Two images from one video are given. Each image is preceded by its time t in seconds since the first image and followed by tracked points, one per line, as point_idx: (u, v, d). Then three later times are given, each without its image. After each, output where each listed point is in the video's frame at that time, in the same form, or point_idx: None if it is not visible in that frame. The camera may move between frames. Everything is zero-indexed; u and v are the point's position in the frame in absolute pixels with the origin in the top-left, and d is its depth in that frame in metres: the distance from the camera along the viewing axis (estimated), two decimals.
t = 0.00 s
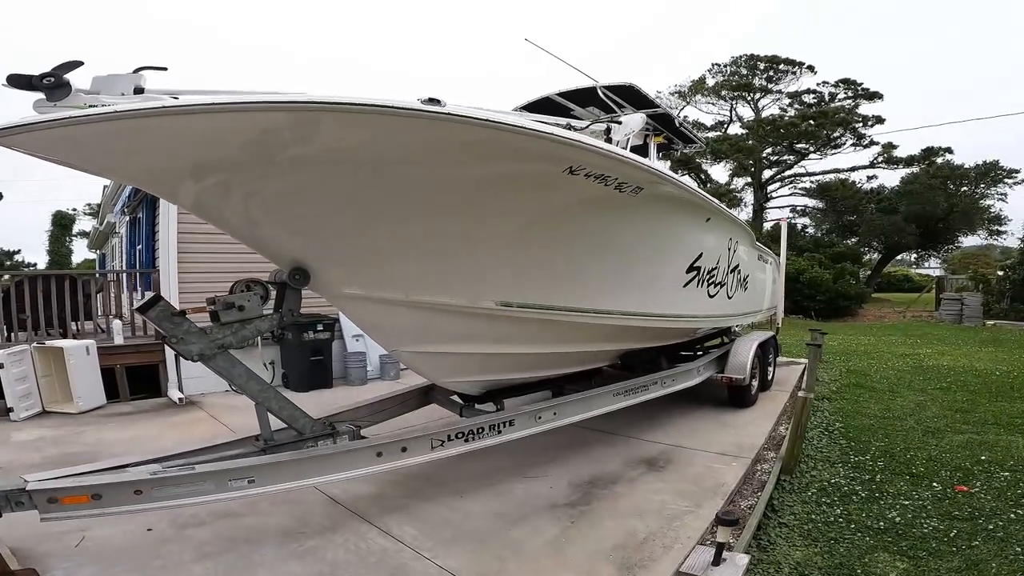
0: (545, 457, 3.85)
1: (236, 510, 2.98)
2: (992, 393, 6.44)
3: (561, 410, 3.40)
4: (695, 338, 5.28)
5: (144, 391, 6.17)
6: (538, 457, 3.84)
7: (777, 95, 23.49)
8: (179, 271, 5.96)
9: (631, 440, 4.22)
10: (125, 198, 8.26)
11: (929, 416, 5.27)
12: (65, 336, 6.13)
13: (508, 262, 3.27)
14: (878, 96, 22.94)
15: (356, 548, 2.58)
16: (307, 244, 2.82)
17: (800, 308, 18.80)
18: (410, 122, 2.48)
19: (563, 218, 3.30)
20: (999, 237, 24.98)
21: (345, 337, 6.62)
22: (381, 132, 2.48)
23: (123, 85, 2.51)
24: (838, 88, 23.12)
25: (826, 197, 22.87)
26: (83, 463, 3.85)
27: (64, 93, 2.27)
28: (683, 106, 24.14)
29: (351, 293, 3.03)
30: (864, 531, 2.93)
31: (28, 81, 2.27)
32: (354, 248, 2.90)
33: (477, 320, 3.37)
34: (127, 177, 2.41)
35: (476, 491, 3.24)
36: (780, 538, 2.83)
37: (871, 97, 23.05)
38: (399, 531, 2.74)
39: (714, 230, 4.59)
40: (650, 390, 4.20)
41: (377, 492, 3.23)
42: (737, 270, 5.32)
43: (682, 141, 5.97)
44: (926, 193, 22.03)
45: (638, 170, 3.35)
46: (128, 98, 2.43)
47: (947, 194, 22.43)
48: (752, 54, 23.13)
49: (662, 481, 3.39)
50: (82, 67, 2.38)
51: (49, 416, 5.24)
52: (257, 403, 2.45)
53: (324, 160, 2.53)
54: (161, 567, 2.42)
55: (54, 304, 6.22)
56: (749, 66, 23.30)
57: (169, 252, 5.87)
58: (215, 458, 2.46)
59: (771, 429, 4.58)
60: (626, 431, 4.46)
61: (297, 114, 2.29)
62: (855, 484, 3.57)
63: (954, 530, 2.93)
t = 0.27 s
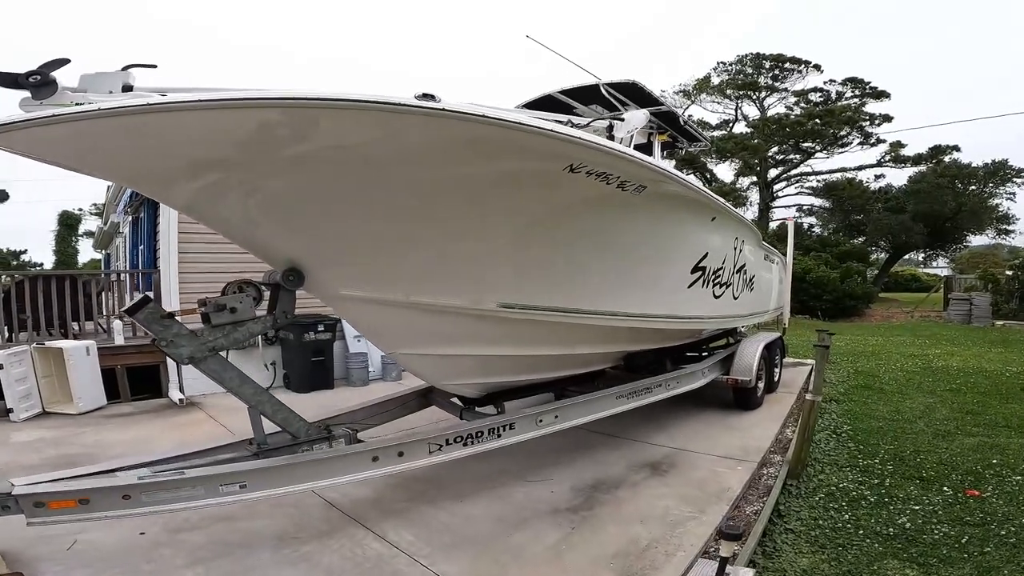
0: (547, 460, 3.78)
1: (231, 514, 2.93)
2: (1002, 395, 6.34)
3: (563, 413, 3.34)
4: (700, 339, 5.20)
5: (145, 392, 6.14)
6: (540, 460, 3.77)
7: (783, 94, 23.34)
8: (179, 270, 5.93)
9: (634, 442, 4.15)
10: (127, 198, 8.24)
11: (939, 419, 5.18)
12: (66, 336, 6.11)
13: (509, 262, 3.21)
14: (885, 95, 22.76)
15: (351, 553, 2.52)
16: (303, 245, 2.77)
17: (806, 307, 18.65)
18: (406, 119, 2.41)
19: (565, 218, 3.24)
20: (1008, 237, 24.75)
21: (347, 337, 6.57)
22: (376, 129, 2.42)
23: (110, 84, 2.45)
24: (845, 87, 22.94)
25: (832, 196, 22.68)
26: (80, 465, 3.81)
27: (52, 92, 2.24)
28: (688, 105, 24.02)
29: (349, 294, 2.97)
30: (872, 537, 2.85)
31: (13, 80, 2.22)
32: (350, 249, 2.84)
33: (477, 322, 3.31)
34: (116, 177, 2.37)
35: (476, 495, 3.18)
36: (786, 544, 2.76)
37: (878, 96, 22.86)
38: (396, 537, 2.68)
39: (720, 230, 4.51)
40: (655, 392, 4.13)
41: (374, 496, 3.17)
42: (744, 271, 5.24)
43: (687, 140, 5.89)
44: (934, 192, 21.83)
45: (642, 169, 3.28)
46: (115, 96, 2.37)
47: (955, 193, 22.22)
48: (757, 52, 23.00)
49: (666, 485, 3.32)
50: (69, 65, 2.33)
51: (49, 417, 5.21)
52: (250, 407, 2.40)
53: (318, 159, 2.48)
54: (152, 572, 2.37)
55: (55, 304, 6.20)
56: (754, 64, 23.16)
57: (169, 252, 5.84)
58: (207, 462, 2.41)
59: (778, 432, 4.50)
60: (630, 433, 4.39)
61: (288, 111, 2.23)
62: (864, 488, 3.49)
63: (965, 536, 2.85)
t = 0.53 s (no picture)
0: (542, 465, 3.72)
1: (218, 520, 2.88)
2: (1007, 397, 6.24)
3: (558, 418, 3.28)
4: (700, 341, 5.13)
5: (141, 393, 6.11)
6: (535, 465, 3.71)
7: (787, 93, 23.20)
8: (175, 271, 5.89)
9: (632, 446, 4.09)
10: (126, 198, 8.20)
11: (943, 422, 5.09)
12: (62, 337, 6.08)
13: (504, 265, 3.14)
14: (890, 94, 22.59)
15: (338, 562, 2.47)
16: (292, 248, 2.72)
17: (811, 307, 18.51)
18: (392, 119, 2.35)
19: (560, 219, 3.17)
20: (1014, 236, 24.55)
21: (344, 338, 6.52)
22: (362, 130, 2.36)
23: (85, 84, 2.40)
24: (850, 85, 22.78)
25: (837, 196, 22.51)
26: (70, 468, 3.77)
27: (24, 93, 2.21)
28: (691, 104, 23.90)
29: (339, 298, 2.91)
30: (874, 546, 2.78)
31: None
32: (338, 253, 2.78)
33: (472, 326, 3.25)
34: (97, 180, 2.32)
35: (468, 501, 3.12)
36: (784, 553, 2.69)
37: (883, 95, 22.69)
38: (384, 544, 2.62)
39: (721, 231, 4.44)
40: (653, 396, 4.06)
41: (365, 501, 3.12)
42: (745, 272, 5.17)
43: (687, 139, 5.82)
44: (940, 191, 21.65)
45: (638, 169, 3.20)
46: (88, 97, 2.32)
47: (961, 192, 22.05)
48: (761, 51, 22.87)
49: (662, 491, 3.26)
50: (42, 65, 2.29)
51: (43, 419, 5.18)
52: (234, 413, 2.35)
53: (303, 161, 2.42)
54: None
55: (51, 305, 6.16)
56: (758, 63, 23.02)
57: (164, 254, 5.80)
58: (190, 468, 2.35)
59: (779, 436, 4.43)
60: (627, 437, 4.32)
61: (270, 111, 2.18)
62: (866, 494, 3.41)
63: (970, 545, 2.77)
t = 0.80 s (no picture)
0: (534, 466, 3.68)
1: (204, 521, 2.85)
2: (1008, 398, 6.18)
3: (549, 420, 3.24)
4: (697, 341, 5.08)
5: (136, 392, 6.09)
6: (527, 466, 3.68)
7: (789, 91, 23.10)
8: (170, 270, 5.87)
9: (626, 447, 4.05)
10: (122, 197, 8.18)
11: (943, 423, 5.04)
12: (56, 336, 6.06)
13: (495, 267, 3.10)
14: (892, 92, 22.49)
15: (322, 564, 2.43)
16: (278, 251, 2.68)
17: (812, 306, 18.43)
18: (376, 119, 2.31)
19: (552, 220, 3.13)
20: (1017, 235, 24.43)
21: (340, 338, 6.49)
22: (346, 130, 2.32)
23: (59, 84, 2.39)
24: (852, 83, 22.68)
25: (839, 194, 22.41)
26: (59, 468, 3.75)
27: None
28: (692, 102, 23.81)
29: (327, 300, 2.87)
30: (867, 551, 2.73)
31: None
32: (325, 256, 2.74)
33: (463, 328, 3.21)
34: (77, 181, 2.29)
35: (457, 503, 3.09)
36: (775, 558, 2.65)
37: (885, 93, 22.59)
38: (370, 547, 2.59)
39: (716, 231, 4.39)
40: (647, 397, 4.02)
41: (353, 503, 3.08)
42: (742, 272, 5.12)
43: (684, 137, 5.77)
44: (942, 190, 21.55)
45: (630, 168, 3.14)
46: (63, 97, 2.30)
47: (964, 190, 21.94)
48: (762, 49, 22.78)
49: (655, 494, 3.22)
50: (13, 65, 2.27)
51: (37, 418, 5.17)
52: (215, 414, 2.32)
53: (287, 162, 2.37)
54: None
55: (46, 304, 6.15)
56: (760, 61, 22.93)
57: (158, 255, 5.76)
58: (171, 470, 2.32)
59: (775, 437, 4.38)
60: (621, 438, 4.28)
61: (252, 111, 2.14)
62: (862, 498, 3.36)
63: (965, 550, 2.73)
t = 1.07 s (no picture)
0: (527, 465, 3.67)
1: (193, 519, 2.84)
2: (1006, 397, 6.17)
3: (542, 420, 3.23)
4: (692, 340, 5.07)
5: (131, 390, 6.08)
6: (520, 465, 3.67)
7: (788, 90, 23.06)
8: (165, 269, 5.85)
9: (620, 446, 4.04)
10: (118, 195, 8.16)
11: (939, 423, 5.03)
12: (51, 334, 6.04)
13: (488, 266, 3.08)
14: (891, 90, 22.46)
15: (311, 563, 2.43)
16: (268, 251, 2.66)
17: (811, 304, 18.40)
18: (363, 118, 2.29)
19: (545, 218, 3.11)
20: (1016, 233, 24.42)
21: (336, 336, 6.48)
22: (336, 128, 2.30)
23: (44, 84, 2.37)
24: (851, 82, 22.64)
25: (838, 192, 22.38)
26: (51, 466, 3.74)
27: None
28: (692, 100, 23.77)
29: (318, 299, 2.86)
30: (860, 552, 2.72)
31: None
32: (314, 256, 2.72)
33: (456, 327, 3.19)
34: (63, 180, 2.28)
35: (449, 502, 3.08)
36: (767, 559, 2.64)
37: (885, 91, 22.56)
38: (360, 546, 2.58)
39: (711, 228, 4.38)
40: (642, 396, 4.01)
41: (344, 502, 3.07)
42: (738, 270, 5.11)
43: (680, 135, 5.75)
44: (942, 188, 21.53)
45: (622, 166, 3.13)
46: (47, 96, 2.28)
47: (963, 189, 21.92)
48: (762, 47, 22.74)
49: (647, 493, 3.21)
50: None
51: (31, 417, 5.15)
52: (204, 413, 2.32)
53: (275, 161, 2.36)
54: None
55: (41, 302, 6.13)
56: (759, 59, 22.89)
57: (152, 254, 5.74)
58: (159, 468, 2.31)
59: (770, 437, 4.37)
60: (616, 437, 4.27)
61: (239, 109, 2.12)
62: (856, 498, 3.36)
63: (958, 551, 2.72)
